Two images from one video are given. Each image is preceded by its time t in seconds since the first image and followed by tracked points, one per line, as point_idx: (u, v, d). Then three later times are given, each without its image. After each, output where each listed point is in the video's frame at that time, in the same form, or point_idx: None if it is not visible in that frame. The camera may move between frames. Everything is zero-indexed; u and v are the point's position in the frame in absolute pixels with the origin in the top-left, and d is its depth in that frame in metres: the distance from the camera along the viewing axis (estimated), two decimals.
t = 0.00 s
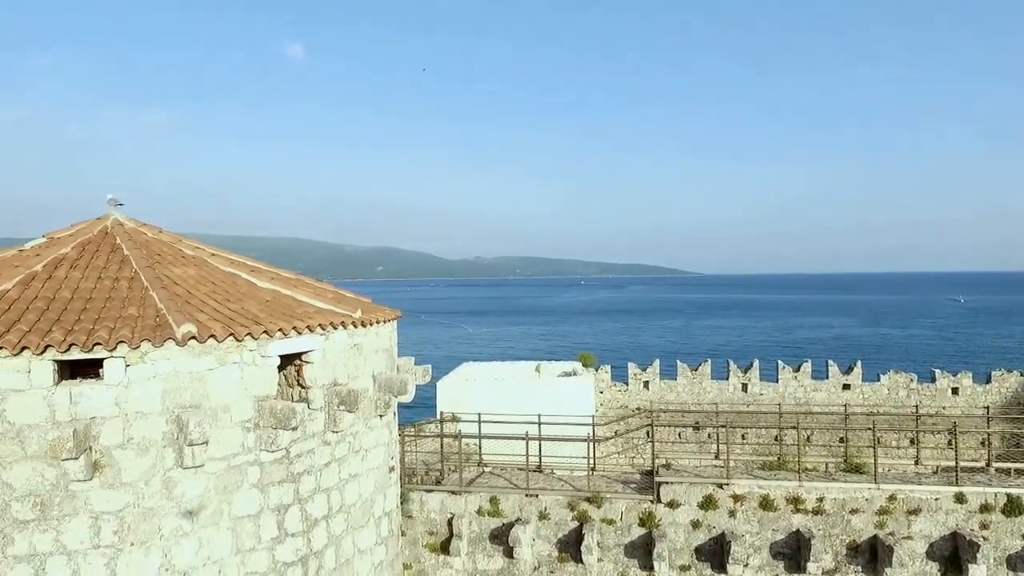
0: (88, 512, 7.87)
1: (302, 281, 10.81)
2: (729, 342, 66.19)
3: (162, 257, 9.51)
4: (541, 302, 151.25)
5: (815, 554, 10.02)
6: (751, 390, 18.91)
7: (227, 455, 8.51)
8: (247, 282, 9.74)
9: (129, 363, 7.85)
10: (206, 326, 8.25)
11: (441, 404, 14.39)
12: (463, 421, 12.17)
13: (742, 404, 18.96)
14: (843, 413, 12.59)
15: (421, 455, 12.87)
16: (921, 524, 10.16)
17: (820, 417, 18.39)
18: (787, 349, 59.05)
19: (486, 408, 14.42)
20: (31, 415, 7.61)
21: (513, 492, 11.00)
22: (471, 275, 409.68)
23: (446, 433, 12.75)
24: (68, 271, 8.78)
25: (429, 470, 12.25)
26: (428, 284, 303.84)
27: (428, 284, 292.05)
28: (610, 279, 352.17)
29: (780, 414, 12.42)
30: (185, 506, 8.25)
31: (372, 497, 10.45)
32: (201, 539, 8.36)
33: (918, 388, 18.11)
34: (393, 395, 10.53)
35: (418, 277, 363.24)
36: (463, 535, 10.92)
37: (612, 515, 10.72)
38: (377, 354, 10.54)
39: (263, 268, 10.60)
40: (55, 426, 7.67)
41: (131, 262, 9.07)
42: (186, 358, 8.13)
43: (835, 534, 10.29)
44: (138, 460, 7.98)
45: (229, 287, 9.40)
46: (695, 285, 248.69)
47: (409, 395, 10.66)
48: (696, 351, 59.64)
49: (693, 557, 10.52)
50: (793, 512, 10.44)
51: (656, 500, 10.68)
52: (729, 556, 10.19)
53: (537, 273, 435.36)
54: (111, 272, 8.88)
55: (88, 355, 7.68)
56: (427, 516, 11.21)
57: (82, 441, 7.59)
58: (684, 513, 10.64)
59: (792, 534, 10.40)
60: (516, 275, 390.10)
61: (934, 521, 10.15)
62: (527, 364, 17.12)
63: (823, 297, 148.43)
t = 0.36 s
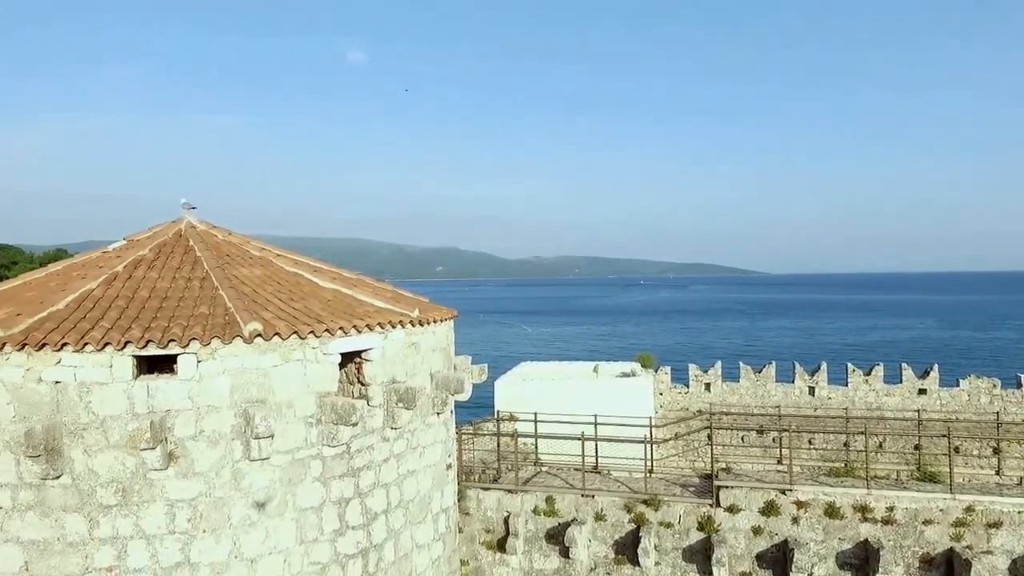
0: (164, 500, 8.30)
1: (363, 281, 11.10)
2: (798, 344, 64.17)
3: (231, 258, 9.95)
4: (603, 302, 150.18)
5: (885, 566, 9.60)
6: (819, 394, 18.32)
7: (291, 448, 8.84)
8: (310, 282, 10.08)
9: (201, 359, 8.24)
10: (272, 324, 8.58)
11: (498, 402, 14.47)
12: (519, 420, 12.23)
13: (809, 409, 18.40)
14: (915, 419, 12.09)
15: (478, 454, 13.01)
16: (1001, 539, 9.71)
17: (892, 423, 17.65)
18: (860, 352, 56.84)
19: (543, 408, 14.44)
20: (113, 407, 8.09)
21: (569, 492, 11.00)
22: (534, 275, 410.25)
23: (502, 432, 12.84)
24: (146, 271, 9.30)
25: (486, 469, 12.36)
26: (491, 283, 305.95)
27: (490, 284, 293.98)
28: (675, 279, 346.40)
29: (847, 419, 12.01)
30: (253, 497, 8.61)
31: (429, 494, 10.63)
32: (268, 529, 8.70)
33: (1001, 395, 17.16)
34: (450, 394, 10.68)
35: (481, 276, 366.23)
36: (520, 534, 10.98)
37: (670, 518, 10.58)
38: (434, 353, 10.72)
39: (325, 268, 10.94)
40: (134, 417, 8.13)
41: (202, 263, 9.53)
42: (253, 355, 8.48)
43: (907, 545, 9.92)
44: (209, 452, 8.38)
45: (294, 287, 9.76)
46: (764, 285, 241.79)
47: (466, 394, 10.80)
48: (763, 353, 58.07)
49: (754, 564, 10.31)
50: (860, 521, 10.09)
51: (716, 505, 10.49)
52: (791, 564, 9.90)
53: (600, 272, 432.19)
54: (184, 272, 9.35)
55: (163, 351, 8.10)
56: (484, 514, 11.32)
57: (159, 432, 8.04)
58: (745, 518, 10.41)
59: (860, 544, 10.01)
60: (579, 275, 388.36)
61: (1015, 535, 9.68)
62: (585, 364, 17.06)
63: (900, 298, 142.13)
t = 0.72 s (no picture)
0: (238, 489, 8.70)
1: (423, 280, 11.30)
2: (882, 344, 61.39)
3: (297, 259, 10.34)
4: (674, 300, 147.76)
5: None
6: (898, 398, 17.57)
7: (355, 444, 9.11)
8: (372, 282, 10.35)
9: (271, 356, 8.58)
10: (336, 322, 8.86)
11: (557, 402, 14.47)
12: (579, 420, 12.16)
13: (887, 414, 17.68)
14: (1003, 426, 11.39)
15: (537, 453, 13.04)
16: None
17: (980, 430, 16.75)
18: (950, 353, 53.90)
19: (603, 408, 14.38)
20: (191, 401, 8.52)
21: (629, 494, 10.87)
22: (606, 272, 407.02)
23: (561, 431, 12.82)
24: (220, 272, 9.77)
25: (545, 468, 12.39)
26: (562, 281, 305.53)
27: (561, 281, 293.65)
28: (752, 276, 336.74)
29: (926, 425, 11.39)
30: (319, 489, 8.93)
31: (488, 492, 10.73)
32: (333, 520, 8.99)
33: None
34: (508, 392, 10.73)
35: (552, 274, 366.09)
36: (579, 534, 10.96)
37: (735, 524, 10.30)
38: (493, 352, 10.80)
39: (387, 268, 11.21)
40: (210, 411, 8.55)
41: (271, 263, 9.94)
42: (318, 352, 8.78)
43: (994, 562, 9.37)
44: (278, 445, 8.73)
45: (356, 287, 10.05)
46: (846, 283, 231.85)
47: (525, 393, 10.83)
48: (843, 353, 55.83)
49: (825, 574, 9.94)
50: (943, 534, 9.58)
51: (783, 511, 10.13)
52: None
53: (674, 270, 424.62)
54: (255, 272, 9.78)
55: (236, 348, 8.48)
56: (542, 513, 11.34)
57: (233, 425, 8.44)
58: (815, 527, 10.01)
59: (942, 558, 9.53)
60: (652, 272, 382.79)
61: None
62: (646, 364, 16.86)
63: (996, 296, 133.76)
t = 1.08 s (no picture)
0: (306, 482, 8.97)
1: (483, 278, 11.39)
2: (981, 344, 57.88)
3: (361, 258, 10.62)
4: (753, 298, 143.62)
5: None
6: (992, 404, 16.77)
7: (417, 439, 9.24)
8: (433, 281, 10.50)
9: (337, 353, 8.80)
10: (398, 320, 9.02)
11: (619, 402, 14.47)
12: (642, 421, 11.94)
13: (981, 421, 16.94)
14: None
15: (599, 455, 12.93)
16: None
17: None
18: None
19: (666, 409, 14.28)
20: (262, 395, 8.80)
21: (694, 498, 10.60)
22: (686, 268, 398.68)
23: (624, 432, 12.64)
24: (288, 272, 10.12)
25: (606, 470, 12.24)
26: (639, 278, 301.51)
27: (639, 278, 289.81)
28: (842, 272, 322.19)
29: None
30: (383, 484, 9.11)
31: (550, 491, 10.70)
32: (397, 514, 9.17)
33: None
34: (569, 391, 10.64)
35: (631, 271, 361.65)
36: (641, 537, 10.75)
37: (807, 532, 9.87)
38: (553, 351, 10.74)
39: (448, 267, 11.36)
40: (280, 405, 8.81)
41: (337, 263, 10.24)
42: (382, 350, 8.94)
43: None
44: (344, 439, 8.95)
45: (419, 286, 10.21)
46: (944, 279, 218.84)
47: (586, 392, 10.72)
48: (936, 354, 52.89)
49: None
50: None
51: (861, 522, 9.60)
52: None
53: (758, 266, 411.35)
54: (321, 272, 10.09)
55: (305, 345, 8.73)
56: (604, 515, 11.20)
57: (301, 419, 8.69)
58: (896, 539, 9.43)
59: None
60: (734, 268, 372.21)
61: None
62: (714, 365, 16.53)
63: None
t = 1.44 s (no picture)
0: (372, 476, 9.11)
1: (546, 276, 11.32)
2: None
3: (425, 257, 10.73)
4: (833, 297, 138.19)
5: None
6: None
7: (481, 437, 9.25)
8: (497, 279, 10.50)
9: (402, 350, 8.89)
10: (462, 318, 9.05)
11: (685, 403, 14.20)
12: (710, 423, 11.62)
13: None
14: None
15: (665, 457, 12.68)
16: None
17: None
18: None
19: (735, 412, 13.90)
20: (331, 390, 8.98)
21: (766, 505, 10.23)
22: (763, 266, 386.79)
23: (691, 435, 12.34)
24: (355, 271, 10.33)
25: (672, 473, 12.00)
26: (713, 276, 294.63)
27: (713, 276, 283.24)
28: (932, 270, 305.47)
29: None
30: (447, 481, 9.16)
31: (615, 493, 10.53)
32: (461, 511, 9.21)
33: None
34: (634, 391, 10.42)
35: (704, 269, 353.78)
36: (709, 543, 10.46)
37: (889, 544, 9.36)
38: (617, 350, 10.56)
39: (511, 265, 11.35)
40: (348, 400, 8.96)
41: (402, 261, 10.40)
42: (446, 348, 8.99)
43: None
44: (409, 436, 9.04)
45: (482, 284, 10.22)
46: None
47: (652, 393, 10.47)
48: None
49: None
50: None
51: (951, 535, 9.00)
52: None
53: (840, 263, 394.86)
54: (387, 270, 10.25)
55: (371, 342, 8.86)
56: (670, 518, 10.95)
57: (368, 414, 8.83)
58: (989, 555, 8.80)
59: None
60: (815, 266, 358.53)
61: None
62: (788, 367, 15.92)
63: None
